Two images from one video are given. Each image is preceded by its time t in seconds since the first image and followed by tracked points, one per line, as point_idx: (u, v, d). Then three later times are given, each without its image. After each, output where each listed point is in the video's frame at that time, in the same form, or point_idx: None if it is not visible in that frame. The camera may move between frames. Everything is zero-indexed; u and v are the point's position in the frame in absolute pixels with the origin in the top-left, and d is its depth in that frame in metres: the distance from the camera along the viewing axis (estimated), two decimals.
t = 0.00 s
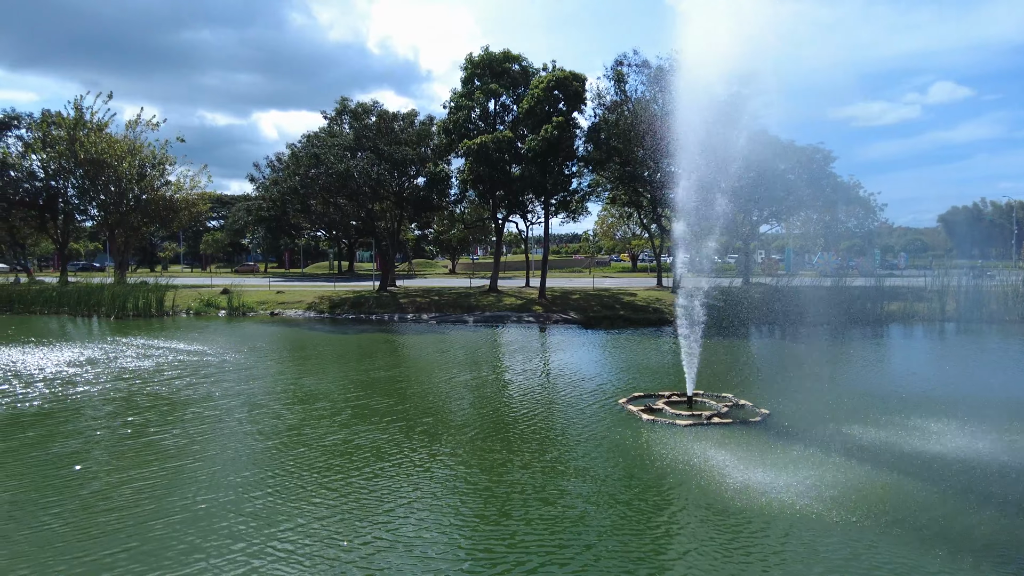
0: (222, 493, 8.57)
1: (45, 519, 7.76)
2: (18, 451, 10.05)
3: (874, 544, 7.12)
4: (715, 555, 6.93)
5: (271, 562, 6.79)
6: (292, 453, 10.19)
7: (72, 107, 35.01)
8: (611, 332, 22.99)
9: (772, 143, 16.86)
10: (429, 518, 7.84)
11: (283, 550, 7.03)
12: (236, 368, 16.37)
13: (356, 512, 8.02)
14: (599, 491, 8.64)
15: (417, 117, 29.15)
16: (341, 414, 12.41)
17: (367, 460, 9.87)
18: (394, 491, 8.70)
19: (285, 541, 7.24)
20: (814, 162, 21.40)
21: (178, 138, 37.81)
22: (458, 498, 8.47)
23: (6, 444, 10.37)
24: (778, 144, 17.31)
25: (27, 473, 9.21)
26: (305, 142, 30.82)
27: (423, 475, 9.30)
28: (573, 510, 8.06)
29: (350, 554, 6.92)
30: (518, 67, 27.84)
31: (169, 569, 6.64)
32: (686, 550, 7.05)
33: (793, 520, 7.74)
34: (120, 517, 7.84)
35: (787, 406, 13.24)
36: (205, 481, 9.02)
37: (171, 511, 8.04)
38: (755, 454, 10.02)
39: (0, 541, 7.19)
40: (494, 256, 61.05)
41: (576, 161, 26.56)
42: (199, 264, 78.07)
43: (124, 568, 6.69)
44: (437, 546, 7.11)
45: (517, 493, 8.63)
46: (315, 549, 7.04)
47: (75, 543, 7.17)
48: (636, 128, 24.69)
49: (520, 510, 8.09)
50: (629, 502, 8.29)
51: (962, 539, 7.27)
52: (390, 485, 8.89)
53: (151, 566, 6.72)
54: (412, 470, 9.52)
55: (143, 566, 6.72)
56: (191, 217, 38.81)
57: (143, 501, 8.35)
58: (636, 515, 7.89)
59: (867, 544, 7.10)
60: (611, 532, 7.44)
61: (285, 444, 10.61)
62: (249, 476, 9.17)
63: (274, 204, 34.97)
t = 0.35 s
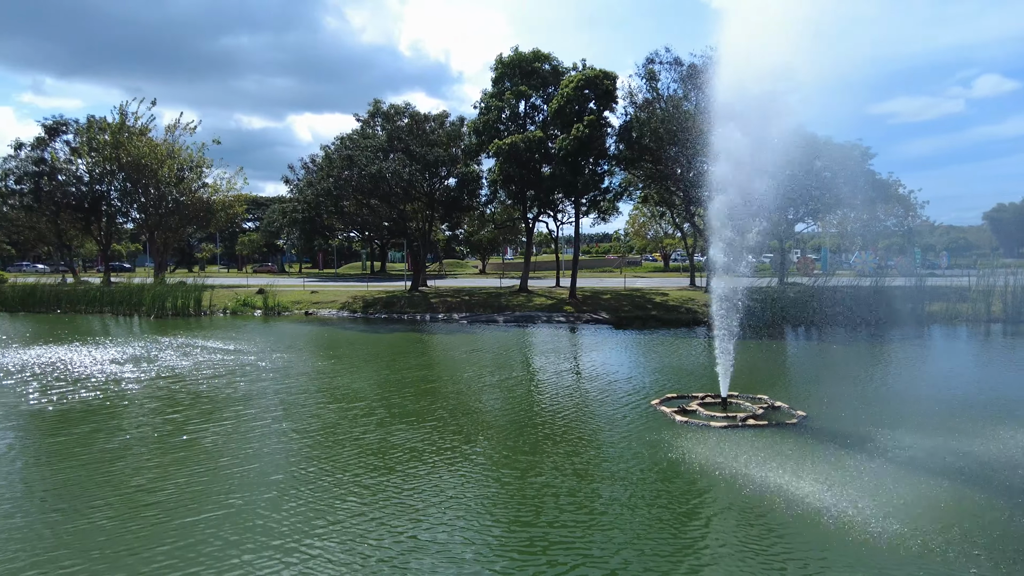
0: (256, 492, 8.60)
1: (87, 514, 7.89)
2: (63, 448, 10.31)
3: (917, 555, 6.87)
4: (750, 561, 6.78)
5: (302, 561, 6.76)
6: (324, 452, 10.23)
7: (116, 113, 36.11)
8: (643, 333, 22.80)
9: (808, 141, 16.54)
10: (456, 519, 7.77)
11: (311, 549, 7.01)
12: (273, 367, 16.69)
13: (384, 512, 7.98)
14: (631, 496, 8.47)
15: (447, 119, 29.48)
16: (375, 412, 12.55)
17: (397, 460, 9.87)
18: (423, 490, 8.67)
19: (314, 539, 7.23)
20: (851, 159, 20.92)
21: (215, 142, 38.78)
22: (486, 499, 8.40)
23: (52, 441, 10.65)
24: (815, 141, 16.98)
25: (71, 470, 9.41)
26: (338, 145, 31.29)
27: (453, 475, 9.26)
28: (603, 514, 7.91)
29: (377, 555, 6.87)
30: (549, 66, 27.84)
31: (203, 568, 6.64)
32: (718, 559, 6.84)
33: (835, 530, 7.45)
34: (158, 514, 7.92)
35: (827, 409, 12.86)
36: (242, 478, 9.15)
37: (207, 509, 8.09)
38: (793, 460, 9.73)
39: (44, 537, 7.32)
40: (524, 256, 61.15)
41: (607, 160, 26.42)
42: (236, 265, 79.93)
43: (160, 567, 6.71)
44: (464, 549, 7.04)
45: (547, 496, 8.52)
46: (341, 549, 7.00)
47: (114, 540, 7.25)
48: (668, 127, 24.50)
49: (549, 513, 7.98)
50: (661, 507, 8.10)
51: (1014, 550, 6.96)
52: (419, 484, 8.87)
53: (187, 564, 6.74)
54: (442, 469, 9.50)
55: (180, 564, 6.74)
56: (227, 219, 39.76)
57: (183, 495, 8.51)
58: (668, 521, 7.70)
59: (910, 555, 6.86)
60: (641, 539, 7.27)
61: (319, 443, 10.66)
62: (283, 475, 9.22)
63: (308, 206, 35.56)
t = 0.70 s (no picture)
0: (294, 491, 8.63)
1: (131, 510, 7.99)
2: (108, 444, 10.52)
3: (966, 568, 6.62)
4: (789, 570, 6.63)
5: (336, 564, 6.74)
6: (359, 450, 10.29)
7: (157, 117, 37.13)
8: (676, 333, 22.59)
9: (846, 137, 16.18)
10: (486, 522, 7.74)
11: (341, 552, 6.98)
12: (309, 366, 16.99)
13: (414, 514, 7.95)
14: (665, 501, 8.33)
15: (479, 119, 29.76)
16: (409, 412, 12.68)
17: (430, 460, 9.90)
18: (455, 492, 8.67)
19: (340, 542, 7.21)
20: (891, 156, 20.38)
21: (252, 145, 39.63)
22: (517, 501, 8.36)
23: (98, 437, 10.88)
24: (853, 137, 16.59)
25: (114, 463, 9.65)
26: (370, 146, 31.71)
27: (484, 476, 9.25)
28: (636, 519, 7.80)
29: (404, 558, 6.83)
30: (579, 65, 27.78)
31: (243, 569, 6.64)
32: (753, 569, 6.67)
33: (879, 543, 7.19)
34: (199, 512, 7.96)
35: (868, 413, 12.53)
36: (279, 474, 9.28)
37: (246, 507, 8.11)
38: (834, 468, 9.44)
39: (90, 531, 7.42)
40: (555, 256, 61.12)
41: (639, 158, 26.27)
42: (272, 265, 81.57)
43: (201, 566, 6.70)
44: (495, 552, 6.99)
45: (580, 499, 8.44)
46: (369, 553, 6.96)
47: (156, 538, 7.30)
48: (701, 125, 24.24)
49: (581, 516, 7.91)
50: (695, 513, 7.96)
51: None
52: (451, 485, 8.88)
53: (228, 564, 6.74)
54: (474, 470, 9.50)
55: (221, 564, 6.74)
56: (263, 220, 40.60)
57: (222, 490, 8.68)
58: (702, 528, 7.55)
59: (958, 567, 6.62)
60: (674, 545, 7.15)
61: (354, 441, 10.74)
62: (319, 474, 9.27)
63: (341, 207, 36.10)
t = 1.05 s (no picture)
0: (328, 491, 8.61)
1: (168, 508, 8.04)
2: (146, 441, 10.68)
3: None
4: None
5: (368, 566, 6.65)
6: (390, 449, 10.29)
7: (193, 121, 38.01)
8: (707, 333, 22.36)
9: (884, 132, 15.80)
10: (514, 522, 7.64)
11: (370, 553, 6.91)
12: (342, 366, 17.27)
13: (441, 514, 7.87)
14: (696, 506, 8.13)
15: (508, 119, 30.02)
16: (440, 410, 12.81)
17: (458, 459, 9.84)
18: (482, 491, 8.58)
19: (367, 543, 7.14)
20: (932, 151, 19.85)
21: (284, 147, 40.36)
22: (545, 502, 8.24)
23: (136, 434, 11.05)
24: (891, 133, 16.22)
25: (153, 457, 9.89)
26: (400, 147, 32.09)
27: (511, 476, 9.16)
28: (666, 524, 7.62)
29: (432, 559, 6.73)
30: (609, 63, 27.71)
31: (277, 568, 6.62)
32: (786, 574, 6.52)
33: (922, 555, 6.91)
34: (235, 511, 7.96)
35: (909, 417, 12.14)
36: (312, 470, 9.39)
37: (281, 507, 8.09)
38: (874, 477, 9.09)
39: (129, 528, 7.46)
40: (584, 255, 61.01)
41: (669, 157, 26.02)
42: (304, 265, 83.00)
43: (237, 567, 6.66)
44: (525, 553, 6.91)
45: (608, 499, 8.35)
46: (398, 554, 6.87)
47: (193, 536, 7.29)
48: (733, 122, 24.02)
49: (609, 519, 7.75)
50: (727, 519, 7.75)
51: None
52: (478, 483, 8.85)
53: (263, 565, 6.69)
54: (502, 468, 9.48)
55: (257, 565, 6.69)
56: (296, 221, 41.33)
57: (256, 486, 8.81)
58: (735, 535, 7.34)
59: None
60: (706, 551, 6.95)
61: (385, 440, 10.75)
62: (350, 470, 9.37)
63: (373, 207, 36.58)
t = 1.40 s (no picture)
0: (361, 490, 8.59)
1: (204, 505, 8.09)
2: (183, 438, 10.84)
3: None
4: None
5: (401, 567, 6.56)
6: (420, 450, 10.28)
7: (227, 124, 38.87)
8: (738, 333, 22.08)
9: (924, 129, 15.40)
10: (542, 526, 7.53)
11: (402, 554, 6.83)
12: (373, 365, 17.51)
13: (468, 515, 7.80)
14: (729, 514, 7.93)
15: (536, 119, 30.24)
16: (471, 410, 12.92)
17: (486, 461, 9.80)
18: (509, 495, 8.47)
19: (399, 538, 7.19)
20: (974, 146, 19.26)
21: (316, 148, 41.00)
22: (574, 506, 8.14)
23: (173, 431, 11.24)
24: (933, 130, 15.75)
25: (191, 452, 10.14)
26: (429, 148, 32.39)
27: (538, 477, 9.14)
28: (696, 528, 7.51)
29: (462, 559, 6.69)
30: (637, 61, 27.62)
31: (311, 561, 6.69)
32: None
33: (964, 567, 6.71)
34: (269, 508, 7.97)
35: (953, 421, 11.75)
36: (345, 467, 9.52)
37: (315, 506, 8.06)
38: (913, 485, 8.82)
39: (165, 524, 7.51)
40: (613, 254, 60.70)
41: (700, 154, 25.75)
42: (335, 265, 84.22)
43: (271, 567, 6.61)
44: (555, 552, 6.91)
45: (637, 502, 8.29)
46: (428, 557, 6.77)
47: (228, 533, 7.29)
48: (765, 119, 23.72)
49: (640, 526, 7.59)
50: (761, 528, 7.55)
51: None
52: (508, 482, 8.89)
53: (297, 565, 6.63)
54: (532, 468, 9.49)
55: (292, 564, 6.64)
56: (327, 222, 41.93)
57: (291, 480, 8.97)
58: (772, 545, 7.13)
59: None
60: (740, 560, 6.77)
61: (416, 440, 10.77)
62: (382, 467, 9.47)
63: (402, 208, 36.96)
